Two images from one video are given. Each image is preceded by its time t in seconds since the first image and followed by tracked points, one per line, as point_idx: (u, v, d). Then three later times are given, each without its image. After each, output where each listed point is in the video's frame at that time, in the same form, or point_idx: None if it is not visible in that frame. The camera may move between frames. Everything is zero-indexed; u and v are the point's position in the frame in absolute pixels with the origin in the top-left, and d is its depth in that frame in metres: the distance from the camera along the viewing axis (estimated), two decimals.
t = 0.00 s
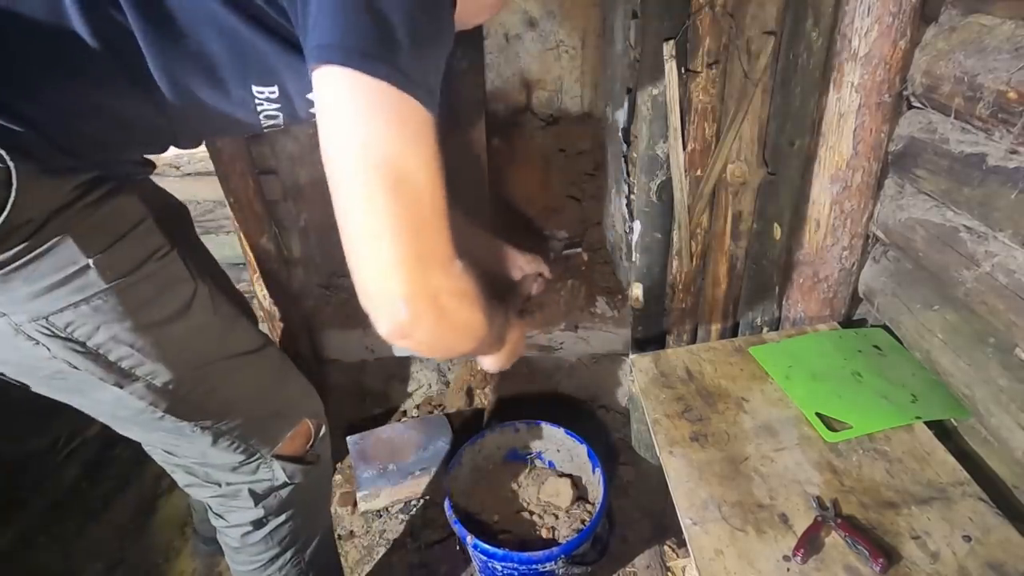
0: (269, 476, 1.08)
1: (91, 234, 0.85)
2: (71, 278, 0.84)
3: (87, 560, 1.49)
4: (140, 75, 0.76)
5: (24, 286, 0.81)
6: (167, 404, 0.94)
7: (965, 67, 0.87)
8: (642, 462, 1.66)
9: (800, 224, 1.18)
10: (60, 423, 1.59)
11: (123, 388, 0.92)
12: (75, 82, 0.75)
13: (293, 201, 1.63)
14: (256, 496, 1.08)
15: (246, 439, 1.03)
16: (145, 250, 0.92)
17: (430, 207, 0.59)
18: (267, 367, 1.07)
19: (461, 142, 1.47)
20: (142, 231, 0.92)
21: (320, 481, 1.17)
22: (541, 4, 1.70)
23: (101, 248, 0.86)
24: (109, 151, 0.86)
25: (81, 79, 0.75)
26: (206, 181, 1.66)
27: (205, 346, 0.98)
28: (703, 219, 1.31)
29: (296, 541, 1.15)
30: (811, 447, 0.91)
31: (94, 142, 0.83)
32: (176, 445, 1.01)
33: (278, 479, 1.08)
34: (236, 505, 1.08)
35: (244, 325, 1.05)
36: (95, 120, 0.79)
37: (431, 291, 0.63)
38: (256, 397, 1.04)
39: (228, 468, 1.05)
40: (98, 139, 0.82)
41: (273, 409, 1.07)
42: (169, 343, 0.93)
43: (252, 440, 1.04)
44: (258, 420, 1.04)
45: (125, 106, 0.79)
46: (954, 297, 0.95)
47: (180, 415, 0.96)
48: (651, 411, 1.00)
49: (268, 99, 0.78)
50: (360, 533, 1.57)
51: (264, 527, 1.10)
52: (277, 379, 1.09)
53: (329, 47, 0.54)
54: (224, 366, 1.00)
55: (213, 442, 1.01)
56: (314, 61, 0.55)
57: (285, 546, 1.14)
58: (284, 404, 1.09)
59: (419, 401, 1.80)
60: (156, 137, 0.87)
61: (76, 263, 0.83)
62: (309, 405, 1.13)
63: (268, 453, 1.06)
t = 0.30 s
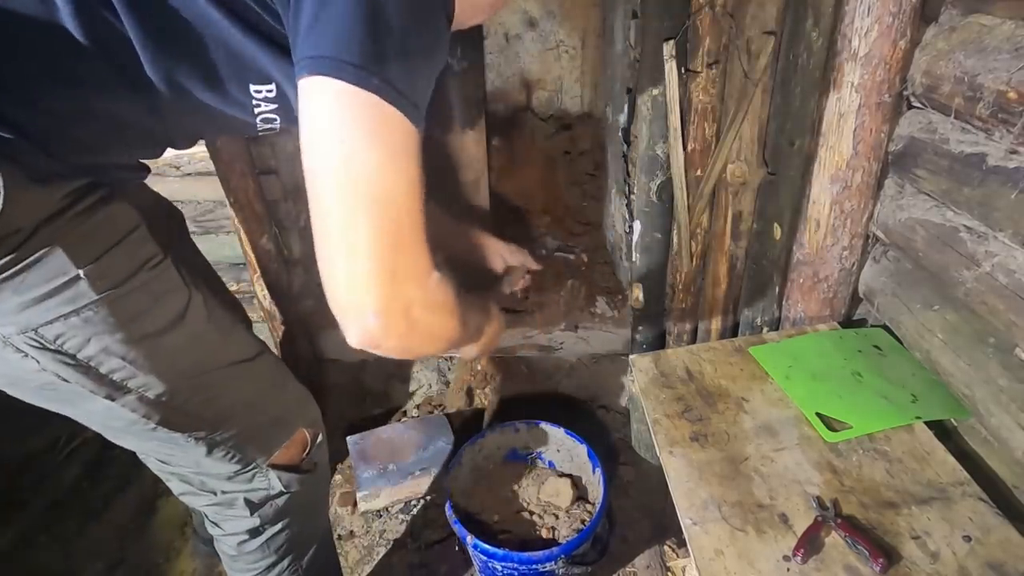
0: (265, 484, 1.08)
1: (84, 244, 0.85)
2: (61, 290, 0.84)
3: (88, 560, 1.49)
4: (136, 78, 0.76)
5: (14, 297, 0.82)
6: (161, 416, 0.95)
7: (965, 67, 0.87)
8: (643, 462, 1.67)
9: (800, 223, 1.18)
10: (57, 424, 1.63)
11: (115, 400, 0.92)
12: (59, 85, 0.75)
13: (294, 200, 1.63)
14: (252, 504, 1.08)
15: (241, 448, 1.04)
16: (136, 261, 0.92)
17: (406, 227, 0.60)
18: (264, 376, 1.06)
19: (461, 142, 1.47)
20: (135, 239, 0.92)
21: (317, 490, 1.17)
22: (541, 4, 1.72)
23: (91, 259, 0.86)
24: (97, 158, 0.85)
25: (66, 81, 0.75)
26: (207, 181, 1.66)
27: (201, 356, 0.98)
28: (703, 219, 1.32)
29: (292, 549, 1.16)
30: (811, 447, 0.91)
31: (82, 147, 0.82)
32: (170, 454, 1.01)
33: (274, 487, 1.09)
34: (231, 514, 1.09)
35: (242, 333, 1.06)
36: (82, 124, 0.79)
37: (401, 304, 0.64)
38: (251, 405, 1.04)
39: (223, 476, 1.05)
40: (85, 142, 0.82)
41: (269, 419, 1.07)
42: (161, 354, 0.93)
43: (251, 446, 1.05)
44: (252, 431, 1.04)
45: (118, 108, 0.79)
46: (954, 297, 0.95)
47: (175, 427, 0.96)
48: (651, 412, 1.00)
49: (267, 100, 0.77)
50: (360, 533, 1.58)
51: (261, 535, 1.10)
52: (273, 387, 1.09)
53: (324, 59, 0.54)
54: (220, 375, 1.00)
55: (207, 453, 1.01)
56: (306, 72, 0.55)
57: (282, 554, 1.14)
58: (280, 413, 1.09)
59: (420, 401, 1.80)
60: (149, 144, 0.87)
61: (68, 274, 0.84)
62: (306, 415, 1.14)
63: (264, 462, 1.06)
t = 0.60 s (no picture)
0: (279, 484, 1.09)
1: (104, 237, 0.85)
2: (86, 281, 0.83)
3: (88, 560, 1.49)
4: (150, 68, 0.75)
5: (37, 290, 0.80)
6: (181, 411, 0.95)
7: (965, 67, 0.87)
8: (642, 462, 1.67)
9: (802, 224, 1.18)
10: (61, 422, 1.60)
11: (137, 393, 0.92)
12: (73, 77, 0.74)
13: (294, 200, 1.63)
14: (266, 504, 1.09)
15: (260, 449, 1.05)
16: (155, 255, 0.91)
17: (445, 194, 0.60)
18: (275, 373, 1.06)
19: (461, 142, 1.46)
20: (152, 236, 0.92)
21: (326, 489, 1.18)
22: (541, 4, 1.70)
23: (113, 253, 0.86)
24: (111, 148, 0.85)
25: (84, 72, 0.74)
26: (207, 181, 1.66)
27: (217, 352, 0.98)
28: (703, 220, 1.31)
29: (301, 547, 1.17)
30: (811, 447, 0.91)
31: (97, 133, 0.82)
32: (185, 450, 1.02)
33: (287, 487, 1.10)
34: (244, 513, 1.10)
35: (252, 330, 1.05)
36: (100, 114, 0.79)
37: (455, 276, 0.64)
38: (263, 401, 1.04)
39: (241, 476, 1.06)
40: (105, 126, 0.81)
41: (281, 415, 1.07)
42: (181, 347, 0.93)
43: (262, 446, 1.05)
44: (265, 428, 1.05)
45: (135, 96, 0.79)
46: (954, 297, 0.95)
47: (194, 424, 0.97)
48: (651, 411, 1.00)
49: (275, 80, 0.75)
50: (359, 533, 1.58)
51: (272, 534, 1.12)
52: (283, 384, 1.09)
53: (346, 28, 0.55)
54: (235, 373, 1.00)
55: (223, 451, 1.02)
56: (330, 45, 0.56)
57: (291, 552, 1.16)
58: (291, 409, 1.09)
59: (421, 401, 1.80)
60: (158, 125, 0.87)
61: (92, 266, 0.83)
62: (313, 414, 1.14)
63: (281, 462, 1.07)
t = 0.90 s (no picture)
0: (253, 459, 1.08)
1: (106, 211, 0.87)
2: (83, 247, 0.84)
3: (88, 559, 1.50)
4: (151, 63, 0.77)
5: (41, 253, 0.82)
6: (164, 376, 0.94)
7: (965, 67, 0.87)
8: (642, 462, 1.67)
9: (800, 224, 1.18)
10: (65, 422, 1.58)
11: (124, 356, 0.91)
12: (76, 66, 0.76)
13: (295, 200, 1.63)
14: (240, 479, 1.08)
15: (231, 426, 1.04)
16: (148, 231, 0.93)
17: (408, 206, 0.62)
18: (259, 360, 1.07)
19: (461, 142, 1.46)
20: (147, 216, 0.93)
21: (305, 462, 1.18)
22: (541, 4, 1.72)
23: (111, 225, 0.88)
24: (112, 135, 0.88)
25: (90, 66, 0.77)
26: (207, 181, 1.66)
27: (202, 325, 0.98)
28: (703, 219, 1.33)
29: (282, 527, 1.16)
30: (811, 447, 0.91)
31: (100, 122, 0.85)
32: (160, 424, 1.00)
33: (261, 463, 1.08)
34: (219, 490, 1.08)
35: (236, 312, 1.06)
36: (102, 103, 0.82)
37: (408, 285, 0.66)
38: (243, 379, 1.04)
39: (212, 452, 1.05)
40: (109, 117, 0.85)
41: (263, 398, 1.07)
42: (168, 316, 0.94)
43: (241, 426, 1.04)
44: (246, 407, 1.04)
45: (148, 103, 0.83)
46: (954, 297, 0.95)
47: (175, 390, 0.96)
48: (651, 411, 1.00)
49: (273, 102, 0.81)
50: (359, 533, 1.58)
51: (249, 512, 1.10)
52: (266, 367, 1.09)
53: (332, 62, 0.58)
54: (218, 348, 1.00)
55: (200, 423, 1.00)
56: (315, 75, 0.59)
57: (271, 531, 1.14)
58: (271, 393, 1.09)
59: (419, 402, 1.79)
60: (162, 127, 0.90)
61: (90, 235, 0.85)
62: (291, 398, 1.13)
63: (254, 436, 1.06)
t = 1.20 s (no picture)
0: (215, 505, 1.09)
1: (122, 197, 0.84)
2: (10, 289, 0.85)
3: (88, 559, 1.50)
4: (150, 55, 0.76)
5: None
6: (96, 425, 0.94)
7: (965, 67, 0.87)
8: (642, 462, 1.67)
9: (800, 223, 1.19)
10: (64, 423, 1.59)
11: (48, 404, 0.92)
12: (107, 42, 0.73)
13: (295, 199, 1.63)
14: (201, 523, 1.09)
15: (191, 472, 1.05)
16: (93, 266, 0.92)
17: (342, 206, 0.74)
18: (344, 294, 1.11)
19: (461, 142, 1.46)
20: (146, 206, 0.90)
21: (278, 499, 1.19)
22: (541, 4, 1.71)
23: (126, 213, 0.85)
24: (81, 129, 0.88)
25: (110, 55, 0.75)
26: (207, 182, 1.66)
27: (156, 363, 0.99)
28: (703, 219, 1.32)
29: (254, 564, 1.16)
30: (811, 447, 0.91)
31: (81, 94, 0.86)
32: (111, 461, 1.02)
33: (223, 508, 1.09)
34: (185, 529, 1.11)
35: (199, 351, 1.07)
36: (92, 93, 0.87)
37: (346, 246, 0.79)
38: (197, 420, 1.04)
39: (172, 495, 1.07)
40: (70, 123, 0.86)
41: (223, 437, 1.08)
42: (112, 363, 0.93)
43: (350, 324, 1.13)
44: (204, 449, 1.05)
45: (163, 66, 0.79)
46: (954, 297, 0.95)
47: (116, 437, 0.96)
48: (651, 412, 1.00)
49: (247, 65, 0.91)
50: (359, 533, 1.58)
51: (215, 551, 1.12)
52: (228, 409, 1.10)
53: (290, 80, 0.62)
54: (170, 398, 1.00)
55: (150, 473, 1.02)
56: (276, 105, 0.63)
57: (241, 570, 1.15)
58: (231, 433, 1.09)
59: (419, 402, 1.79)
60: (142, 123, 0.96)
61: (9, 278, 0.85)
62: (259, 439, 1.14)
63: (213, 483, 1.07)
